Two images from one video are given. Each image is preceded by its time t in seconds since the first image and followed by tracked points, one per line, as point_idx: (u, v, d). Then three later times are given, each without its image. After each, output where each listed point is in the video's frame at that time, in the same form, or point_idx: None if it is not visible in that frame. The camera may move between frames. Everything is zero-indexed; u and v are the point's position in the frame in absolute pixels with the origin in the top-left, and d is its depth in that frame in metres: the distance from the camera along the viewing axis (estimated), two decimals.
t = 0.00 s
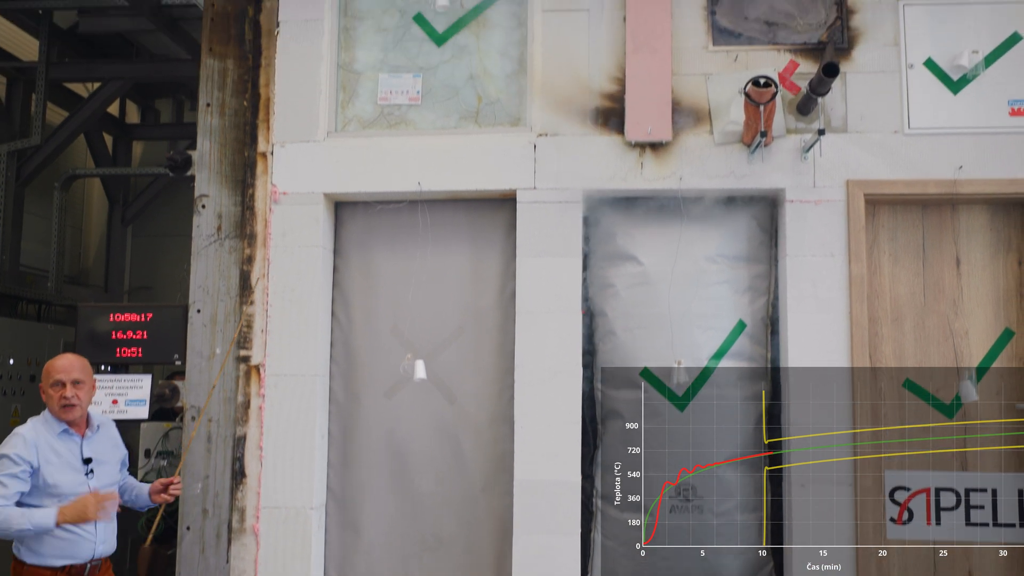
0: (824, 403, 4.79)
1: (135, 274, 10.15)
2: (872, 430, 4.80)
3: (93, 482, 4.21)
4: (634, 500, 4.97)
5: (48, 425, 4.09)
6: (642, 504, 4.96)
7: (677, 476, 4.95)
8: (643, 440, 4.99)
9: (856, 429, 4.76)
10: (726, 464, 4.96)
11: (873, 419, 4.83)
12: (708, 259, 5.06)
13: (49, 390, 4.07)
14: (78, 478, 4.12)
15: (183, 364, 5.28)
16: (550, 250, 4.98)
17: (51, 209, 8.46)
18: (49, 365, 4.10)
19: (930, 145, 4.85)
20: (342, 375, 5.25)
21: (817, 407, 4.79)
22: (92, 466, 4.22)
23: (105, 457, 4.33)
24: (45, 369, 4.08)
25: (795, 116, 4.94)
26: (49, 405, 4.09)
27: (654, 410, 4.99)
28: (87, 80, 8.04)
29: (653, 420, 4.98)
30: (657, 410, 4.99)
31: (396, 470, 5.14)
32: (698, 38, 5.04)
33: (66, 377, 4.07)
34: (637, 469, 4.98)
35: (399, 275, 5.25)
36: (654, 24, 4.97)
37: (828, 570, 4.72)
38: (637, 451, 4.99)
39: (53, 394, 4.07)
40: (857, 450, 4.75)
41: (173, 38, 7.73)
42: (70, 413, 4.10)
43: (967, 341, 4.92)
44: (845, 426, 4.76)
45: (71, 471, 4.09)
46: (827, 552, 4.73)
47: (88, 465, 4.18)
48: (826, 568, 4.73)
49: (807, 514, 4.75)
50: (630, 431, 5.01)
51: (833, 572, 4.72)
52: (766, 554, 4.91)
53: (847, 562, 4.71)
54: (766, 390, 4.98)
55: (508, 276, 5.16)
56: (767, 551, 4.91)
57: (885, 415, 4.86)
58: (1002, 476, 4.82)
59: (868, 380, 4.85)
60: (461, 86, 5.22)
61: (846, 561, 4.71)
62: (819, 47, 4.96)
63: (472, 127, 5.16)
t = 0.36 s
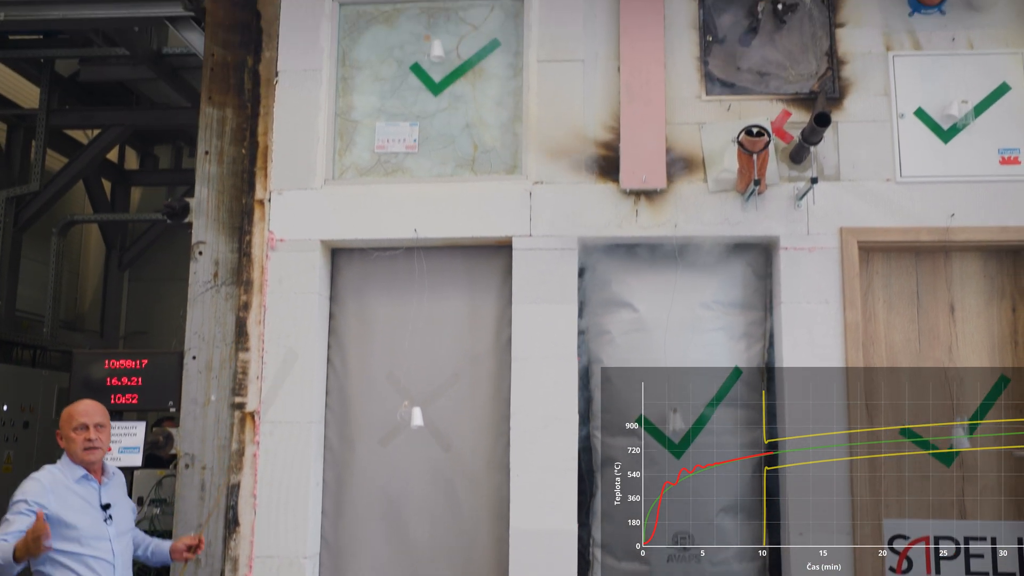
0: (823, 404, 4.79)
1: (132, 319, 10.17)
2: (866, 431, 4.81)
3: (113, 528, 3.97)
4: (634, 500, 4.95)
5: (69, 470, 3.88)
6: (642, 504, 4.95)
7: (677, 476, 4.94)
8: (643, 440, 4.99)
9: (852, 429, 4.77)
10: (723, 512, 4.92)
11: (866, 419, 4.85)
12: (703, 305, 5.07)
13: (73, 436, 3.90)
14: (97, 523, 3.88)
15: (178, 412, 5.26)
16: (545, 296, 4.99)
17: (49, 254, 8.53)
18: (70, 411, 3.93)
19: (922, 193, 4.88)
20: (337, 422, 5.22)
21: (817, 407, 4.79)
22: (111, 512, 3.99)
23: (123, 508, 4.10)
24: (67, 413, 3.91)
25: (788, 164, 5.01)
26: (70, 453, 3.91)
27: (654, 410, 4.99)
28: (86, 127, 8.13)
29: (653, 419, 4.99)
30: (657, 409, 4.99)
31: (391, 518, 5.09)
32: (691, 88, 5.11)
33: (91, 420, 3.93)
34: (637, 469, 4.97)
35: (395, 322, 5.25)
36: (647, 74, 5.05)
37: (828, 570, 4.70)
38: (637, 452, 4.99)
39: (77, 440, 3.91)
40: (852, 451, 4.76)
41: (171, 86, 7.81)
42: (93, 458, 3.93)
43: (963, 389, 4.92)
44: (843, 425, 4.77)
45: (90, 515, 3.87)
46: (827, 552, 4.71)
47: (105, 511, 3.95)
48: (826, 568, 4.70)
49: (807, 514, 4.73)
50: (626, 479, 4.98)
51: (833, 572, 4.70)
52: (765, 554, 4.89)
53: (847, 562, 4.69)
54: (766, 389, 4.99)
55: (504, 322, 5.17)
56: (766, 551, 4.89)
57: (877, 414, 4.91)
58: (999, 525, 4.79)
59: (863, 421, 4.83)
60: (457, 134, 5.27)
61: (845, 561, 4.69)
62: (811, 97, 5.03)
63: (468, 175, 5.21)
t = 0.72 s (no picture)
0: (824, 428, 4.78)
1: (127, 353, 10.16)
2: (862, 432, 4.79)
3: (134, 568, 3.81)
4: (634, 500, 4.95)
5: (97, 507, 3.74)
6: (642, 504, 4.94)
7: (677, 476, 4.93)
8: (643, 440, 4.99)
9: (848, 429, 4.76)
10: (721, 549, 4.89)
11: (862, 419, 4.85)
12: (699, 341, 5.08)
13: (104, 474, 3.78)
14: (121, 564, 3.71)
15: (173, 448, 5.23)
16: (542, 332, 4.99)
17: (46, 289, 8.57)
18: (104, 450, 3.81)
19: (917, 229, 4.91)
20: (332, 458, 5.19)
21: (817, 407, 4.80)
22: (134, 552, 3.83)
23: (146, 548, 3.94)
24: (100, 451, 3.78)
25: (783, 201, 5.02)
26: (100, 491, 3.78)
27: (654, 410, 5.00)
28: (84, 163, 8.17)
29: (654, 420, 4.99)
30: (657, 410, 5.00)
31: (386, 556, 5.04)
32: (686, 125, 5.15)
33: (123, 458, 3.81)
34: (637, 469, 4.96)
35: (391, 358, 5.25)
36: (643, 111, 5.09)
37: (828, 570, 4.68)
38: (637, 452, 4.98)
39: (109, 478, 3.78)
40: (848, 451, 4.74)
41: (170, 122, 7.87)
42: (123, 498, 3.81)
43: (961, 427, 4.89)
44: (840, 426, 4.77)
45: (116, 555, 3.70)
46: (827, 552, 4.69)
47: (128, 551, 3.79)
48: (826, 568, 4.68)
49: (807, 514, 4.72)
50: (624, 515, 4.95)
51: (833, 572, 4.68)
52: (765, 554, 4.88)
53: (847, 562, 4.67)
54: (766, 389, 5.00)
55: (501, 357, 5.16)
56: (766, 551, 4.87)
57: (874, 414, 4.90)
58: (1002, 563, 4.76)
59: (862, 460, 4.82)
60: (455, 171, 5.30)
61: (846, 561, 4.67)
62: (806, 134, 5.07)
63: (465, 211, 5.23)
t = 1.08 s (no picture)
0: (823, 458, 4.78)
1: (124, 380, 10.16)
2: (860, 431, 4.81)
3: None
4: (634, 501, 4.94)
5: (97, 536, 3.61)
6: (642, 504, 4.93)
7: (677, 476, 4.94)
8: (643, 440, 5.00)
9: (845, 429, 4.79)
10: None
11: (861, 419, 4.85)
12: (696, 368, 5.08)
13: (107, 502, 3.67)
14: None
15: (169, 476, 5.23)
16: (539, 359, 4.99)
17: (43, 315, 8.60)
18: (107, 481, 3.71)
19: (914, 258, 4.92)
20: (329, 488, 5.16)
21: (817, 407, 4.83)
22: None
23: None
24: (101, 479, 3.68)
25: (779, 229, 5.03)
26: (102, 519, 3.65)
27: (654, 411, 5.02)
28: (84, 190, 8.20)
29: (654, 420, 5.01)
30: (657, 410, 5.02)
31: None
32: (682, 154, 5.18)
33: (124, 487, 3.71)
34: (637, 469, 4.97)
35: (388, 386, 5.24)
36: (640, 139, 5.12)
37: (828, 570, 4.68)
38: (637, 452, 4.99)
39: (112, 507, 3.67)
40: (846, 450, 4.76)
41: (170, 150, 7.91)
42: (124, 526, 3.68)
43: (960, 442, 4.88)
44: (837, 425, 4.80)
45: None
46: (827, 552, 4.69)
47: None
48: (826, 568, 4.68)
49: (807, 514, 4.73)
50: (623, 544, 4.91)
51: (833, 572, 4.68)
52: (766, 553, 4.86)
53: (848, 562, 4.66)
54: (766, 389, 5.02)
55: (498, 385, 5.16)
56: (767, 551, 4.86)
57: (873, 413, 4.90)
58: None
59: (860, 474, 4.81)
60: (452, 199, 5.32)
61: (846, 561, 4.67)
62: (802, 163, 5.10)
63: (463, 239, 5.25)
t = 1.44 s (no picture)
0: (824, 483, 4.74)
1: (122, 403, 10.13)
2: (858, 431, 4.82)
3: None
4: (634, 500, 4.93)
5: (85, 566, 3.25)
6: (642, 504, 4.91)
7: (677, 476, 4.94)
8: (643, 440, 4.99)
9: (844, 429, 4.80)
10: None
11: (859, 418, 4.86)
12: (695, 392, 5.06)
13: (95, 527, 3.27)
14: None
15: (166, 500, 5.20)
16: (538, 383, 4.98)
17: (41, 338, 8.59)
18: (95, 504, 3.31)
19: (912, 282, 4.93)
20: (327, 513, 5.13)
21: (817, 407, 4.84)
22: None
23: None
24: (90, 504, 3.27)
25: (778, 253, 5.04)
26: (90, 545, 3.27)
27: (654, 411, 5.03)
28: (83, 213, 8.20)
29: (654, 420, 5.01)
30: (657, 410, 5.03)
31: None
32: (681, 178, 5.20)
33: (115, 512, 3.30)
34: (637, 469, 4.95)
35: (387, 410, 5.22)
36: (638, 163, 5.15)
37: (828, 570, 4.66)
38: (637, 452, 4.98)
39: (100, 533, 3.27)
40: (843, 452, 4.77)
41: (169, 173, 7.92)
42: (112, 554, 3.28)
43: (959, 442, 4.90)
44: (834, 426, 4.81)
45: None
46: (827, 552, 4.68)
47: None
48: (826, 568, 4.67)
49: (807, 514, 4.72)
50: (622, 570, 4.87)
51: (833, 572, 4.66)
52: (766, 553, 4.85)
53: (847, 562, 4.66)
54: (766, 389, 5.02)
55: (497, 409, 5.15)
56: (767, 551, 4.84)
57: (870, 413, 4.91)
58: None
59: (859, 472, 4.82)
60: (451, 223, 5.34)
61: (846, 561, 4.66)
62: (800, 187, 5.12)
63: (462, 262, 5.25)
